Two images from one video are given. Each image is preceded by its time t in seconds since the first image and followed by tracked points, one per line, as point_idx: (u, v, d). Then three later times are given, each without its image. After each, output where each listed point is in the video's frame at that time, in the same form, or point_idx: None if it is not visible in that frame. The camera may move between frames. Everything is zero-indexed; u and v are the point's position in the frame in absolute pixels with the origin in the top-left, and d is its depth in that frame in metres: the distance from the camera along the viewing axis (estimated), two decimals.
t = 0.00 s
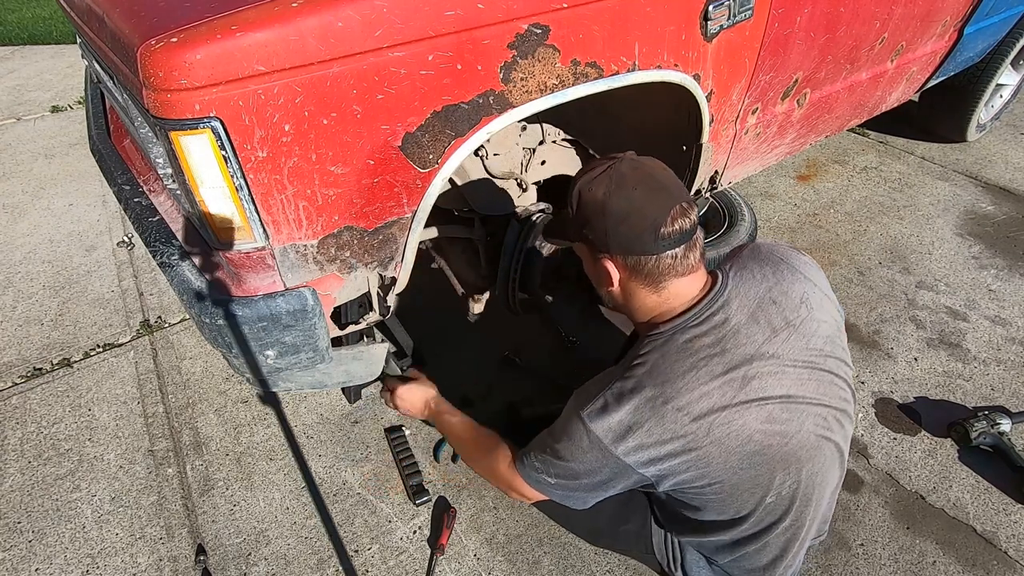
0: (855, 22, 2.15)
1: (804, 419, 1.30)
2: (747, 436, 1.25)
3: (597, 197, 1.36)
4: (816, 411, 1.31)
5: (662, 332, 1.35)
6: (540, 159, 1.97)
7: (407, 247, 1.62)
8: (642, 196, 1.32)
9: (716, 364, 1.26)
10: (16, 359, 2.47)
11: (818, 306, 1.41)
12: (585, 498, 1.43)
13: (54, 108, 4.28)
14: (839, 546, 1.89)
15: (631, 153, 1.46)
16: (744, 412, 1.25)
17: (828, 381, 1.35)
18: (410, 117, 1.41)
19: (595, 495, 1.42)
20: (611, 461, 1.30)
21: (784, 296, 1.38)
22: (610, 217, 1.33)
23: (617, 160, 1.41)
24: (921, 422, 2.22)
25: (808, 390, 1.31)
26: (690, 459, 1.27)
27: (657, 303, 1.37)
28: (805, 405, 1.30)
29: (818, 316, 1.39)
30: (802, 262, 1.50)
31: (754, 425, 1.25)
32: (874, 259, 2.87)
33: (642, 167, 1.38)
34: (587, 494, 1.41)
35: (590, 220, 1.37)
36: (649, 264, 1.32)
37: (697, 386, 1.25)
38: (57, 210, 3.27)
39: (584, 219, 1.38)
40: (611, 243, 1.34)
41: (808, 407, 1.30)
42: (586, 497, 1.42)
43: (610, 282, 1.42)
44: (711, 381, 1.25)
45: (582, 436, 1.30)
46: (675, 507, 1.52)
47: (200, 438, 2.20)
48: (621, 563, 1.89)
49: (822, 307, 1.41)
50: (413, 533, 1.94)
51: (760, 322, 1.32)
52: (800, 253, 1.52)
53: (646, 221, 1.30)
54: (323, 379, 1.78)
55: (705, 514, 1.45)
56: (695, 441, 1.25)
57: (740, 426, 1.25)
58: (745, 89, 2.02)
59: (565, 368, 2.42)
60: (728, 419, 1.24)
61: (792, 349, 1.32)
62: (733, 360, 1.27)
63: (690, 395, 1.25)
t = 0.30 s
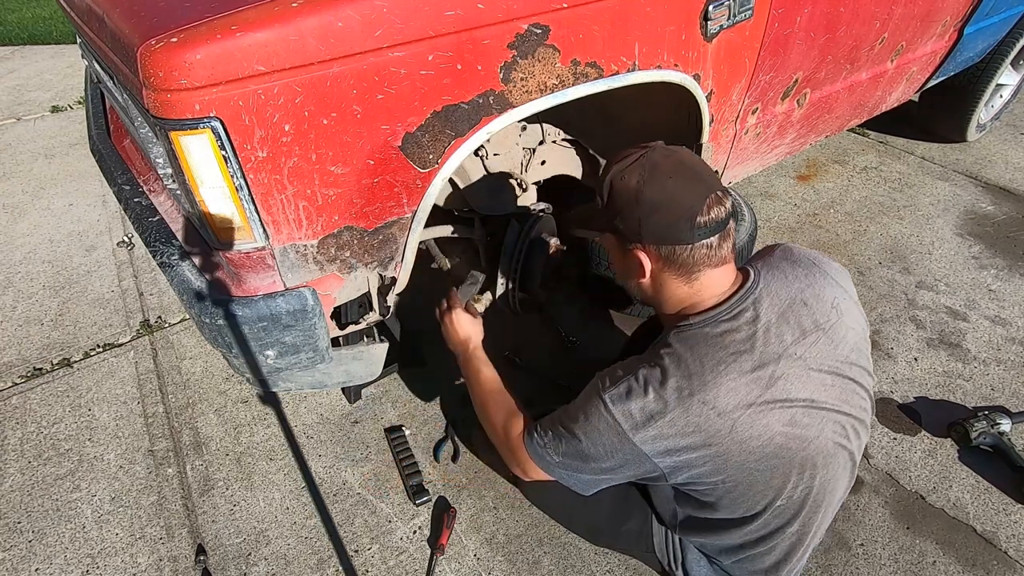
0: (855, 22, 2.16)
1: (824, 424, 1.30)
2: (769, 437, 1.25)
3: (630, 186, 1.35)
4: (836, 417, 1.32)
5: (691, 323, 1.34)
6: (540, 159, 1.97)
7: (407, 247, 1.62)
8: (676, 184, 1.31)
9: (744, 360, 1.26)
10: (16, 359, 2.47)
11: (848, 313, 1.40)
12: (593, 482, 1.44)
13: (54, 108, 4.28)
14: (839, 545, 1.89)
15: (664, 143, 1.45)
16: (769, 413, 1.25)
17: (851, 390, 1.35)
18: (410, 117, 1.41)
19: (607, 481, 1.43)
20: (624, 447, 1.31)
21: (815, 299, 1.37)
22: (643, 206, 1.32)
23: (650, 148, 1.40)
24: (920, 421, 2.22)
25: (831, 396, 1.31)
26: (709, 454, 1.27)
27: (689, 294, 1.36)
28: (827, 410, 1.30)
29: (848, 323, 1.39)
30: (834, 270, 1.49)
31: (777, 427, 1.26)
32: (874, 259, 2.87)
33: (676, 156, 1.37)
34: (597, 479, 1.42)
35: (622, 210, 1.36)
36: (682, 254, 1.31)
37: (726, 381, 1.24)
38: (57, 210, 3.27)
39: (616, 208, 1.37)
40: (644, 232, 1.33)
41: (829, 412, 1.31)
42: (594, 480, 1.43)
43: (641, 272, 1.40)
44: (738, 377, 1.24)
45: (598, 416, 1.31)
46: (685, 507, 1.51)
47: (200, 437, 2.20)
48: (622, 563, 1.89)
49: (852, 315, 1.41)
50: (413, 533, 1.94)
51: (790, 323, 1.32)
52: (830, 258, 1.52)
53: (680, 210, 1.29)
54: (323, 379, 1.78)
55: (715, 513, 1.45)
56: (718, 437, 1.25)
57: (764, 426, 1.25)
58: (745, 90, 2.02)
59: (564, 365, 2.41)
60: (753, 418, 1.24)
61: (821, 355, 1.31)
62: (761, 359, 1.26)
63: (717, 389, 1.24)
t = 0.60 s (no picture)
0: (855, 22, 2.15)
1: (834, 420, 1.30)
2: (781, 433, 1.25)
3: (644, 181, 1.35)
4: (846, 413, 1.32)
5: (704, 318, 1.34)
6: (540, 159, 1.97)
7: (407, 247, 1.62)
8: (690, 179, 1.32)
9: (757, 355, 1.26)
10: (15, 359, 2.47)
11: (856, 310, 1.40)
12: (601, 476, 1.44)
13: (54, 108, 4.28)
14: (839, 546, 1.89)
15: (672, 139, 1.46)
16: (781, 408, 1.25)
17: (860, 388, 1.35)
18: (410, 117, 1.41)
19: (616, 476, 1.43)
20: (635, 440, 1.30)
21: (826, 296, 1.37)
22: (658, 202, 1.32)
23: (662, 145, 1.41)
24: (920, 421, 2.22)
25: (842, 392, 1.31)
26: (720, 450, 1.27)
27: (702, 288, 1.36)
28: (836, 406, 1.30)
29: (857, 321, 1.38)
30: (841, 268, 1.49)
31: (789, 422, 1.26)
32: (874, 259, 2.87)
33: (688, 152, 1.37)
34: (604, 472, 1.42)
35: (635, 205, 1.35)
36: (696, 248, 1.31)
37: (739, 375, 1.24)
38: (57, 210, 3.27)
39: (629, 204, 1.36)
40: (659, 228, 1.32)
41: (839, 410, 1.31)
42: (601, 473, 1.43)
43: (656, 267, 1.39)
44: (752, 372, 1.24)
45: (607, 409, 1.31)
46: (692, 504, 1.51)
47: (200, 437, 2.20)
48: (622, 563, 1.89)
49: (860, 313, 1.41)
50: (413, 533, 1.94)
51: (801, 320, 1.32)
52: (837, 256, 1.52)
53: (695, 204, 1.30)
54: (323, 379, 1.78)
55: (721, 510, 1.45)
56: (730, 432, 1.25)
57: (776, 421, 1.25)
58: (745, 90, 2.02)
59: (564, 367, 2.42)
60: (766, 413, 1.24)
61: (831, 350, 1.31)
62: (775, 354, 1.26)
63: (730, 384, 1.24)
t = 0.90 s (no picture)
0: (855, 22, 2.15)
1: (899, 433, 1.30)
2: (864, 454, 1.24)
3: (782, 244, 1.12)
4: (903, 422, 1.33)
5: (815, 382, 1.24)
6: (540, 159, 1.99)
7: (407, 247, 1.62)
8: (847, 246, 1.13)
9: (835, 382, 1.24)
10: (15, 359, 2.47)
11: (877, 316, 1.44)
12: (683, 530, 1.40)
13: (54, 108, 4.27)
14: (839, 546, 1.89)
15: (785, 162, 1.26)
16: (862, 430, 1.24)
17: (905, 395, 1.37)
18: (410, 117, 1.41)
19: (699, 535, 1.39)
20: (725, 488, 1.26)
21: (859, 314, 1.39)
22: (797, 274, 1.12)
23: (801, 189, 1.15)
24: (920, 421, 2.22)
25: (898, 400, 1.32)
26: (811, 492, 1.24)
27: (816, 357, 1.24)
28: (897, 415, 1.31)
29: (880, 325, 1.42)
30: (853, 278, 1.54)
31: (866, 441, 1.24)
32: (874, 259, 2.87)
33: (832, 201, 1.16)
34: (687, 528, 1.37)
35: (759, 272, 1.14)
36: (832, 321, 1.17)
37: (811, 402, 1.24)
38: (57, 210, 3.27)
39: (751, 266, 1.15)
40: (791, 302, 1.15)
41: (895, 419, 1.32)
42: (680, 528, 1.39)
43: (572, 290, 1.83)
44: (835, 404, 1.23)
45: (695, 481, 1.27)
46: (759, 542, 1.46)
47: (200, 438, 2.20)
48: (622, 563, 1.89)
49: (880, 317, 1.45)
50: (413, 533, 1.94)
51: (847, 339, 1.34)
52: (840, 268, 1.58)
53: (860, 276, 1.15)
54: (323, 379, 1.78)
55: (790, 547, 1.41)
56: (820, 470, 1.22)
57: (858, 443, 1.24)
58: (745, 89, 2.02)
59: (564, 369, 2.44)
60: (843, 433, 1.24)
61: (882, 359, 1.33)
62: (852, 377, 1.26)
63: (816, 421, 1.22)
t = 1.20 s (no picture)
0: (855, 22, 2.15)
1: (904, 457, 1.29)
2: (867, 474, 1.23)
3: (803, 263, 1.09)
4: (912, 444, 1.31)
5: (824, 398, 1.22)
6: (540, 158, 2.00)
7: (407, 247, 1.62)
8: (868, 265, 1.10)
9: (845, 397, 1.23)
10: (16, 359, 2.47)
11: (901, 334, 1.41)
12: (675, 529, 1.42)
13: (54, 108, 4.28)
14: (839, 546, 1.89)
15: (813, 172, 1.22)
16: (866, 450, 1.22)
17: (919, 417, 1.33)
18: (410, 117, 1.41)
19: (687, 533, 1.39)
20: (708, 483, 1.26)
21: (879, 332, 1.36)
22: (818, 293, 1.09)
23: (827, 206, 1.12)
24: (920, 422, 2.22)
25: (909, 424, 1.29)
26: (805, 506, 1.23)
27: (828, 372, 1.21)
28: (907, 439, 1.29)
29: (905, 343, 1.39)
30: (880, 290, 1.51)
31: (869, 462, 1.23)
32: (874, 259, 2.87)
33: (858, 219, 1.12)
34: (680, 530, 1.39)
35: (778, 289, 1.12)
36: (850, 340, 1.15)
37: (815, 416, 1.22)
38: (57, 210, 3.27)
39: (771, 283, 1.12)
40: (807, 319, 1.12)
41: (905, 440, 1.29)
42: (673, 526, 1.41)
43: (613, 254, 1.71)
44: (838, 420, 1.22)
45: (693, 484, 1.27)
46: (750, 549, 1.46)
47: (200, 437, 2.20)
48: (621, 563, 1.89)
49: (904, 336, 1.41)
50: (413, 533, 1.94)
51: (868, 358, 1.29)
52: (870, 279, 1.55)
53: (880, 296, 1.12)
54: (323, 379, 1.78)
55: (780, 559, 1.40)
56: (817, 484, 1.21)
57: (860, 463, 1.23)
58: (745, 90, 2.02)
59: (564, 368, 2.45)
60: (846, 451, 1.21)
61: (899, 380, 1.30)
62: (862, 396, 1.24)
63: (819, 436, 1.21)
